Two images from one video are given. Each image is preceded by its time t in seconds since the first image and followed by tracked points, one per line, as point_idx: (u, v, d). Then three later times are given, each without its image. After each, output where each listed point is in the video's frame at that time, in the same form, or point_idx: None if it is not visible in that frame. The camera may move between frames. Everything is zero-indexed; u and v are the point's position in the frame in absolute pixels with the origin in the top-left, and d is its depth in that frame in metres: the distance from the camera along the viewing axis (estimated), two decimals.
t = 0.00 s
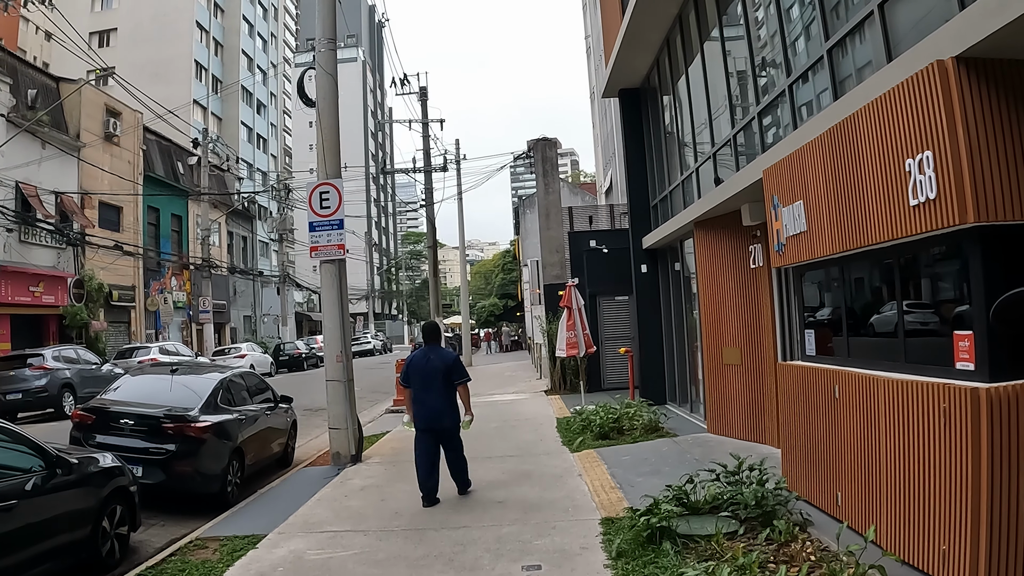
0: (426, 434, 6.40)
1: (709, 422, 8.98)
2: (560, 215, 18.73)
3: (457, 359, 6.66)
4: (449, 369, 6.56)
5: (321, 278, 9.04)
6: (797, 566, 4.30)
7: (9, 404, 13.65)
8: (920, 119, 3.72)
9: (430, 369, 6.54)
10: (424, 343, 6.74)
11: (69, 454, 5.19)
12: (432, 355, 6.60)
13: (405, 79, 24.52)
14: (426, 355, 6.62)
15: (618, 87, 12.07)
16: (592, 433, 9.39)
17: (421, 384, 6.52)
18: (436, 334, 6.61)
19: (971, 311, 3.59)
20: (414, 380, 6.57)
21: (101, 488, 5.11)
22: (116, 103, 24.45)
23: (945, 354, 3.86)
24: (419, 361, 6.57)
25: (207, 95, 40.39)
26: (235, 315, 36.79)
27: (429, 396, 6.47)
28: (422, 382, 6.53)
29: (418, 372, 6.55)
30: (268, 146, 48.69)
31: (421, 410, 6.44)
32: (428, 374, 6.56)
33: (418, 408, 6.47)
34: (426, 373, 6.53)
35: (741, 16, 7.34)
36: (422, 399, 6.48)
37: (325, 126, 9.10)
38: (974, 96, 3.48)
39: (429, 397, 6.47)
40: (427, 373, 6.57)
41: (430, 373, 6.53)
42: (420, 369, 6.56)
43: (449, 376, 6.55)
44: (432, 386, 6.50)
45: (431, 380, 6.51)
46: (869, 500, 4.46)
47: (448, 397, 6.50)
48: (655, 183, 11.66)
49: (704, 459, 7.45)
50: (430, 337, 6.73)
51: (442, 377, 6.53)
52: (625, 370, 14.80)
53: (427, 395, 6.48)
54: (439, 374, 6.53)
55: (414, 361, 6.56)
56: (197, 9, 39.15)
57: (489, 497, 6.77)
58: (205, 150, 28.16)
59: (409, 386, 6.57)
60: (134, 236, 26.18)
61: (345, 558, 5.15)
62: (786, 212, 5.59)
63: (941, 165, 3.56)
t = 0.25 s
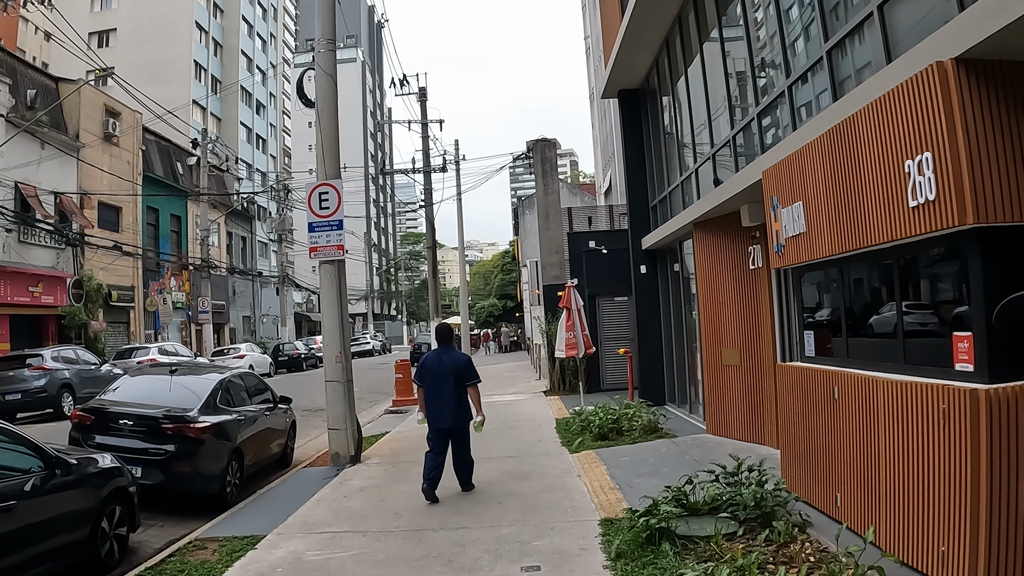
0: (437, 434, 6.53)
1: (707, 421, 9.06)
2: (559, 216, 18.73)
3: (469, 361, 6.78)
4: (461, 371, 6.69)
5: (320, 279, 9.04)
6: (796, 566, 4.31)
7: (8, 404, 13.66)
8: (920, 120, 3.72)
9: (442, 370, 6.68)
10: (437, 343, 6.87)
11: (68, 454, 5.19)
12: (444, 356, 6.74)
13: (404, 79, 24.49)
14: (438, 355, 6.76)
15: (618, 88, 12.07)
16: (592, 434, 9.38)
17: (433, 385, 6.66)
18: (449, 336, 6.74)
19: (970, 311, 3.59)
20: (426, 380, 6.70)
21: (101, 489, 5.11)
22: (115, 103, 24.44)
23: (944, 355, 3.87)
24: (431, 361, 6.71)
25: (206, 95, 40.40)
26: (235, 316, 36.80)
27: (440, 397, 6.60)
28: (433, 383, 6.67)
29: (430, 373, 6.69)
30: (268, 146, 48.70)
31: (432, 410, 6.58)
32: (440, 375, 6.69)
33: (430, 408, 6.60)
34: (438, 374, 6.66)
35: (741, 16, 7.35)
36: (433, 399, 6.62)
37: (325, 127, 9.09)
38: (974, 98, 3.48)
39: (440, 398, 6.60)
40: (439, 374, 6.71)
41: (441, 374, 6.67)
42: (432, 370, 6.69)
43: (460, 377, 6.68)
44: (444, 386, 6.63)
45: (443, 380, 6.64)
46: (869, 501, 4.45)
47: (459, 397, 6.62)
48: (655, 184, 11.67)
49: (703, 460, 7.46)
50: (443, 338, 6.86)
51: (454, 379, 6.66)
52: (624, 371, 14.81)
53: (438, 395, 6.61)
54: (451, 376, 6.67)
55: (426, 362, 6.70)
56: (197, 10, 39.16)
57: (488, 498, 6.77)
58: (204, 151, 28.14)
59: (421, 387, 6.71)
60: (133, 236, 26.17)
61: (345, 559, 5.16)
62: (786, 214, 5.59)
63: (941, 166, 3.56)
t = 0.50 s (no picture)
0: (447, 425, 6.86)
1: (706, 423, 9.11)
2: (557, 217, 18.73)
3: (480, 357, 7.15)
4: (471, 365, 7.07)
5: (319, 279, 9.03)
6: (795, 567, 4.31)
7: (6, 404, 13.65)
8: (920, 121, 3.72)
9: (453, 365, 7.05)
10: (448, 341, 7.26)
11: (67, 455, 5.18)
12: (454, 352, 7.12)
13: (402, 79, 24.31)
14: (448, 351, 7.14)
15: (616, 89, 12.08)
16: (591, 435, 9.38)
17: (444, 379, 7.02)
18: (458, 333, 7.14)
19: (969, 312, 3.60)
20: (438, 375, 7.08)
21: (99, 489, 5.11)
22: (113, 103, 24.40)
23: (943, 355, 3.87)
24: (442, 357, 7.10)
25: (205, 95, 40.36)
26: (233, 316, 36.78)
27: (450, 390, 6.96)
28: (443, 378, 7.03)
29: (441, 368, 7.05)
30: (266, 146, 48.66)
31: (442, 404, 6.92)
32: (451, 370, 7.05)
33: (441, 401, 6.96)
34: (450, 369, 7.03)
35: (739, 17, 7.36)
36: (444, 393, 6.99)
37: (323, 127, 9.07)
38: (973, 99, 3.49)
39: (450, 391, 6.96)
40: (451, 369, 7.08)
41: (453, 369, 7.04)
42: (443, 366, 7.07)
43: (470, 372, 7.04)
44: (454, 380, 6.99)
45: (454, 374, 7.01)
46: (868, 501, 4.46)
47: (469, 390, 6.97)
48: (654, 184, 11.67)
49: (702, 461, 7.46)
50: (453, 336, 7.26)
51: (465, 373, 7.03)
52: (623, 371, 14.82)
53: (449, 388, 6.98)
54: (462, 370, 7.04)
55: (438, 357, 7.07)
56: (196, 10, 39.15)
57: (487, 499, 6.77)
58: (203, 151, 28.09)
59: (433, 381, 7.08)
60: (132, 237, 26.14)
61: (344, 560, 5.15)
62: (784, 214, 5.60)
63: (940, 167, 3.56)
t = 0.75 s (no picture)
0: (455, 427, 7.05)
1: (704, 421, 9.06)
2: (556, 217, 18.72)
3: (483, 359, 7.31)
4: (476, 367, 7.24)
5: (318, 279, 9.03)
6: (795, 567, 4.31)
7: (6, 404, 13.64)
8: (919, 121, 3.73)
9: (458, 367, 7.22)
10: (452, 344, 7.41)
11: (66, 455, 5.17)
12: (459, 355, 7.28)
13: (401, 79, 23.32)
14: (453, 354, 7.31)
15: (615, 90, 12.09)
16: (590, 435, 9.38)
17: (450, 382, 7.20)
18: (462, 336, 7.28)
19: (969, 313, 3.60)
20: (443, 377, 7.25)
21: (98, 490, 5.10)
22: (112, 103, 24.39)
23: (943, 356, 3.87)
24: (448, 360, 7.26)
25: (204, 96, 40.33)
26: (232, 316, 36.76)
27: (457, 393, 7.14)
28: (450, 380, 7.21)
29: (446, 370, 7.21)
30: (265, 147, 48.62)
31: (449, 406, 7.11)
32: (457, 372, 7.22)
33: (448, 402, 7.15)
34: (455, 372, 7.20)
35: (739, 18, 7.37)
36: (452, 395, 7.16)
37: (322, 127, 9.06)
38: (973, 99, 3.49)
39: (457, 393, 7.14)
40: (457, 371, 7.23)
41: (459, 371, 7.21)
42: (449, 368, 7.24)
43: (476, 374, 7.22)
44: (461, 382, 7.18)
45: (460, 376, 7.19)
46: (868, 502, 4.46)
47: (474, 392, 7.16)
48: (653, 185, 11.67)
49: (701, 461, 7.46)
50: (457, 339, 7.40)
51: (471, 375, 7.20)
52: (622, 372, 14.82)
53: (456, 390, 7.17)
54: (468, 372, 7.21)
55: (443, 360, 7.24)
56: (195, 10, 39.15)
57: (486, 499, 6.76)
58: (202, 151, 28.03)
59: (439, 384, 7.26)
60: (130, 237, 26.12)
61: (343, 560, 5.15)
62: (784, 215, 5.60)
63: (940, 167, 3.56)
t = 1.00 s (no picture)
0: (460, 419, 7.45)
1: (704, 423, 9.02)
2: (556, 217, 18.72)
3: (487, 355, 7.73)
4: (479, 363, 7.66)
5: (317, 280, 9.02)
6: (794, 568, 4.31)
7: (5, 404, 13.63)
8: (919, 121, 3.73)
9: (462, 363, 7.64)
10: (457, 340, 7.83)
11: (65, 455, 5.16)
12: (463, 351, 7.71)
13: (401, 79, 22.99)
14: (457, 350, 7.72)
15: (615, 90, 12.08)
16: (589, 436, 9.38)
17: (454, 375, 7.61)
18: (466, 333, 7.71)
19: (968, 312, 3.60)
20: (448, 372, 7.66)
21: (96, 490, 5.09)
22: (111, 103, 24.39)
23: (943, 356, 3.86)
24: (452, 355, 7.68)
25: (203, 96, 40.32)
26: (231, 317, 36.73)
27: (461, 386, 7.56)
28: (453, 374, 7.63)
29: (451, 365, 7.63)
30: (264, 147, 48.60)
31: (453, 398, 7.54)
32: (461, 367, 7.64)
33: (452, 397, 7.57)
34: (459, 366, 7.62)
35: (738, 18, 7.38)
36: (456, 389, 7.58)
37: (321, 128, 9.06)
38: (973, 100, 3.49)
39: (461, 387, 7.56)
40: (460, 366, 7.65)
41: (463, 366, 7.63)
42: (453, 363, 7.65)
43: (479, 369, 7.64)
44: (464, 376, 7.60)
45: (463, 371, 7.61)
46: (867, 502, 4.46)
47: (478, 386, 7.59)
48: (652, 185, 11.66)
49: (700, 462, 7.46)
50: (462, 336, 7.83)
51: (474, 370, 7.62)
52: (622, 372, 14.82)
53: (459, 384, 7.58)
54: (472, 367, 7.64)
55: (448, 356, 7.63)
56: (194, 10, 39.13)
57: (485, 500, 6.75)
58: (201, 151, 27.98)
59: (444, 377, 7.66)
60: (130, 237, 26.09)
61: (342, 561, 5.14)
62: (784, 215, 5.59)
63: (940, 168, 3.56)
